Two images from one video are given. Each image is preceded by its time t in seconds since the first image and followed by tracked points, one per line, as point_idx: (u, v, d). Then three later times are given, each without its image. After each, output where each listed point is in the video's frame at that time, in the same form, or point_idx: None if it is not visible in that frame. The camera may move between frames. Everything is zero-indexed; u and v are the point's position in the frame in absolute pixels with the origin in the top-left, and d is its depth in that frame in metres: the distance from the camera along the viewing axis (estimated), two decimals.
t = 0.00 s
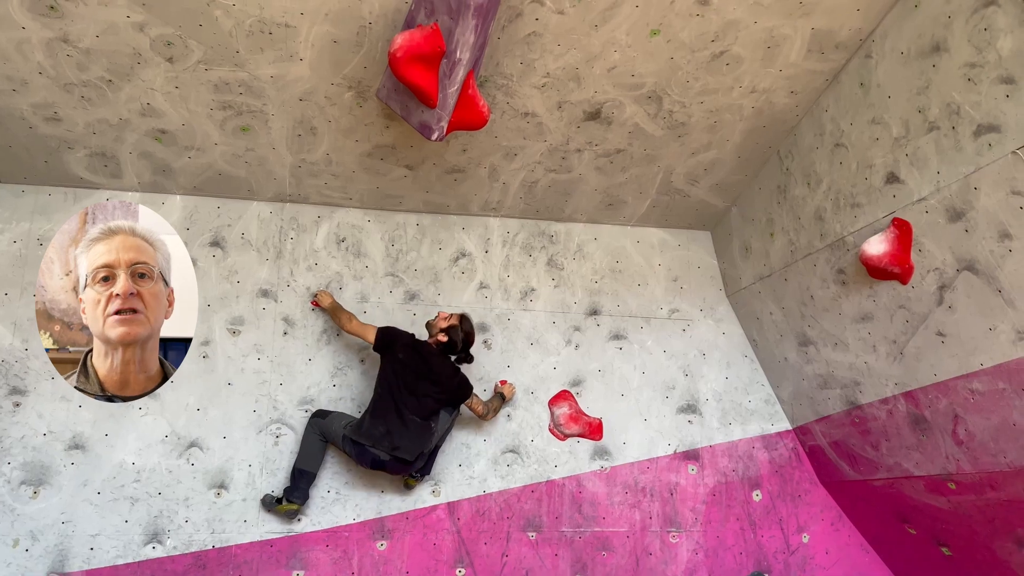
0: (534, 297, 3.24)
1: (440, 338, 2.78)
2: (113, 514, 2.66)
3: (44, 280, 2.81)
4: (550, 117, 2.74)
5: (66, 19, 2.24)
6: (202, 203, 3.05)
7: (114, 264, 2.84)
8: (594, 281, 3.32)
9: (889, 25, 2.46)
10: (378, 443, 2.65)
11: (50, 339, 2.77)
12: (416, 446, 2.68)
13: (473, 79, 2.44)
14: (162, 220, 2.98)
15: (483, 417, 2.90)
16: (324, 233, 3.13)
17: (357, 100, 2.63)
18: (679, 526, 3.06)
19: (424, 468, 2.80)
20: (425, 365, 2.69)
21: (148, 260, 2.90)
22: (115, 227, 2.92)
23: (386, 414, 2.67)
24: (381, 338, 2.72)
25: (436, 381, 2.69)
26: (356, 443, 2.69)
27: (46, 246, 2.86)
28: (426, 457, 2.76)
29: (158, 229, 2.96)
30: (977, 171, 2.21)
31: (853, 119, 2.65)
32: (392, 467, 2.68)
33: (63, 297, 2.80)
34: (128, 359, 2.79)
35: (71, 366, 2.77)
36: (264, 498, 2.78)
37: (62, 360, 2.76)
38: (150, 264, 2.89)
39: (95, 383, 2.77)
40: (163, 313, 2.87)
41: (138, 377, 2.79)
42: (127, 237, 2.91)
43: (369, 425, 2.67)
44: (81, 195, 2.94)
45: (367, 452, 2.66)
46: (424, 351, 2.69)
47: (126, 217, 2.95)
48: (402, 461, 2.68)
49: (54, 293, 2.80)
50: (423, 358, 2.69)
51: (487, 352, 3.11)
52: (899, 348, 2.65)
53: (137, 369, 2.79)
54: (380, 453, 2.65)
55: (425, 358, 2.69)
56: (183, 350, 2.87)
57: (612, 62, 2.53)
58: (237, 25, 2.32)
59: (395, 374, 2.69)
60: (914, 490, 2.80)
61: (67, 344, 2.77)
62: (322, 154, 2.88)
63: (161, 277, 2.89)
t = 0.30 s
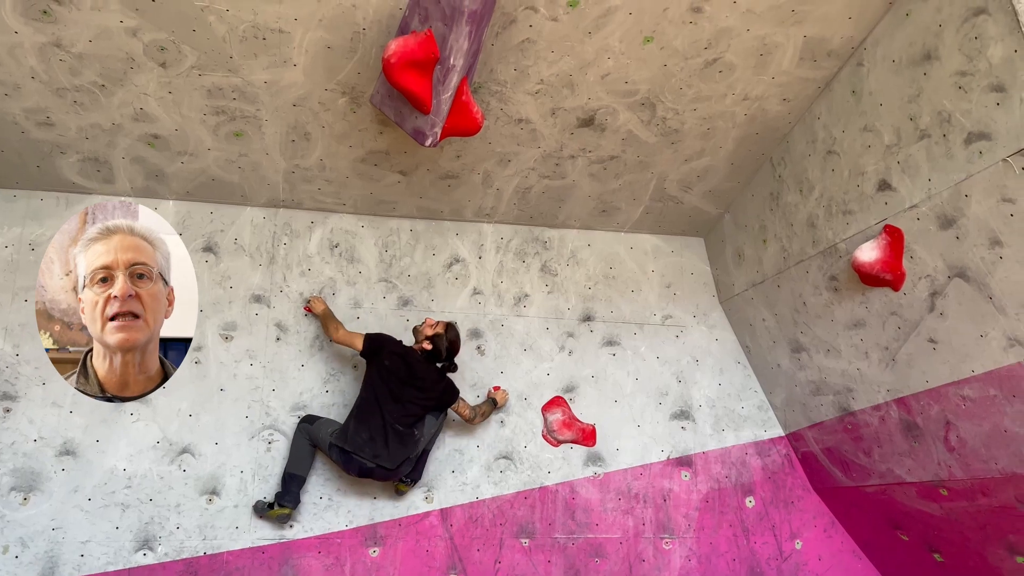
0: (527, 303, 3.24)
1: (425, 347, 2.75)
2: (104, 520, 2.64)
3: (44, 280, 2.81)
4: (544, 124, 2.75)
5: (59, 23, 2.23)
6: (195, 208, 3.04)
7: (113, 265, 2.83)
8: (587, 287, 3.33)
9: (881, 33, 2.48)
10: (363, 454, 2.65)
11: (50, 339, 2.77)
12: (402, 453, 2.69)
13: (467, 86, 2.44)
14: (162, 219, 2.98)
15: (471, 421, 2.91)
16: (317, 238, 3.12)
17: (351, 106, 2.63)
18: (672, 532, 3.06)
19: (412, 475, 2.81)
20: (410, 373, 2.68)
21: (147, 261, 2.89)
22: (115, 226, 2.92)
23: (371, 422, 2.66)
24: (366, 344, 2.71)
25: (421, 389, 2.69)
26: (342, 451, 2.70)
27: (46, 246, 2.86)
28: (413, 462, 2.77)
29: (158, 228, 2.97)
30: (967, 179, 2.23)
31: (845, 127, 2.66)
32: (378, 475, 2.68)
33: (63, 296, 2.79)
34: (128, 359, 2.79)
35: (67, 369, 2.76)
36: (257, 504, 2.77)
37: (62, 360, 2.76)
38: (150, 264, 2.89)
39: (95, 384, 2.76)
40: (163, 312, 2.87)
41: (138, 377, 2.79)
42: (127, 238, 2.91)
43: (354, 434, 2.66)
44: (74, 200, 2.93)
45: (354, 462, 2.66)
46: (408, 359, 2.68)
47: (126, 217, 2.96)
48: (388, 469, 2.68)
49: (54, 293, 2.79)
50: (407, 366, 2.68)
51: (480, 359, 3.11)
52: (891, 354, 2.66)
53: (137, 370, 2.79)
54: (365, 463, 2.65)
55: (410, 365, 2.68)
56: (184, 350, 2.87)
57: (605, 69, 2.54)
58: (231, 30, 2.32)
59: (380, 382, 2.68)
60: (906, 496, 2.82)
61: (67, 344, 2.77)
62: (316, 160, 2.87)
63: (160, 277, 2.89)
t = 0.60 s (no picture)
0: (520, 306, 3.24)
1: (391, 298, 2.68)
2: (94, 524, 2.63)
3: (44, 280, 2.81)
4: (537, 127, 2.75)
5: (51, 25, 2.23)
6: (187, 210, 3.03)
7: (112, 264, 2.82)
8: (580, 291, 3.33)
9: (872, 38, 2.49)
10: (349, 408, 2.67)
11: (49, 339, 2.76)
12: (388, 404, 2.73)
13: (460, 89, 2.45)
14: (162, 220, 2.98)
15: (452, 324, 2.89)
16: (310, 241, 3.12)
17: (343, 108, 2.63)
18: (665, 536, 3.06)
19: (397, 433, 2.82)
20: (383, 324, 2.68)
21: (146, 260, 2.88)
22: (115, 226, 2.91)
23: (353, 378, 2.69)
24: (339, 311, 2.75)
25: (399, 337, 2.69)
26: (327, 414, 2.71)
27: (47, 245, 2.86)
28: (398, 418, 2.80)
29: (158, 228, 2.96)
30: (958, 183, 2.24)
31: (836, 131, 2.67)
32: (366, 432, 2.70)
33: (63, 297, 2.79)
34: (127, 358, 2.79)
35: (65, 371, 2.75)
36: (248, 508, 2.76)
37: (62, 360, 2.76)
38: (149, 263, 2.88)
39: (95, 383, 2.76)
40: (162, 312, 2.86)
41: (137, 377, 2.79)
42: (126, 237, 2.90)
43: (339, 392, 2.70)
44: (65, 202, 2.92)
45: (339, 417, 2.68)
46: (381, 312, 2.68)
47: (126, 218, 2.95)
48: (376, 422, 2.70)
49: (54, 293, 2.79)
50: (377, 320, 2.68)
51: (473, 362, 3.11)
52: (883, 358, 2.67)
53: (137, 370, 2.79)
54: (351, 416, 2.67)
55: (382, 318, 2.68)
56: (184, 349, 2.87)
57: (598, 73, 2.55)
58: (223, 33, 2.32)
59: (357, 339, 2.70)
60: (897, 499, 2.83)
61: (67, 344, 2.76)
62: (308, 163, 2.87)
63: (159, 276, 2.88)
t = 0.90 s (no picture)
0: (514, 308, 3.24)
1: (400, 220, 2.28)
2: (86, 527, 2.62)
3: (44, 280, 2.82)
4: (530, 129, 2.75)
5: (42, 26, 2.22)
6: (180, 212, 3.02)
7: (112, 267, 2.85)
8: (573, 293, 3.33)
9: (864, 42, 2.50)
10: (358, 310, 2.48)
11: (50, 339, 2.77)
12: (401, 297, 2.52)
13: (453, 91, 2.45)
14: (162, 220, 2.99)
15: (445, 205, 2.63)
16: (303, 243, 3.11)
17: (337, 111, 2.63)
18: (658, 538, 3.06)
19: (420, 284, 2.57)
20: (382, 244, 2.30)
21: (146, 262, 2.91)
22: (114, 227, 2.92)
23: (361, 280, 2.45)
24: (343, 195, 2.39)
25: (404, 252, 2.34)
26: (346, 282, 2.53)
27: (47, 244, 2.86)
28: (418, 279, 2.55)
29: (158, 228, 2.97)
30: (949, 186, 2.25)
31: (829, 134, 2.68)
32: (374, 342, 2.52)
33: (63, 297, 2.81)
34: (128, 358, 2.80)
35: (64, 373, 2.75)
36: (241, 511, 2.75)
37: (62, 360, 2.76)
38: (149, 265, 2.91)
39: (95, 382, 2.76)
40: (163, 312, 2.88)
41: (138, 376, 2.80)
42: (125, 239, 2.91)
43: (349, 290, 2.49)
44: (56, 204, 2.91)
45: (346, 323, 2.49)
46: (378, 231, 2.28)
47: (125, 218, 2.94)
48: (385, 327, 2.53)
49: (54, 293, 2.80)
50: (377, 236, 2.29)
51: (467, 364, 3.11)
52: (875, 360, 2.68)
53: (137, 369, 2.80)
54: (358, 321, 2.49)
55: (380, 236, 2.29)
56: (184, 349, 2.88)
57: (591, 76, 2.55)
58: (216, 34, 2.31)
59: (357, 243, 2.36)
60: (889, 502, 2.84)
61: (67, 344, 2.77)
62: (301, 165, 2.87)
63: (159, 278, 2.91)
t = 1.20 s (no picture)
0: (508, 311, 3.24)
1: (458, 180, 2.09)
2: (78, 531, 2.61)
3: (44, 279, 2.82)
4: (525, 133, 2.75)
5: (35, 29, 2.21)
6: (174, 215, 3.02)
7: (113, 270, 2.85)
8: (568, 296, 3.33)
9: (856, 46, 2.51)
10: (400, 297, 2.08)
11: (50, 339, 2.77)
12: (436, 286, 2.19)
13: (447, 95, 2.42)
14: (162, 220, 2.99)
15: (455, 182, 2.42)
16: (297, 246, 3.11)
17: (331, 114, 2.62)
18: (652, 541, 3.06)
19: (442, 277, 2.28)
20: (440, 215, 2.01)
21: (147, 264, 2.90)
22: (114, 227, 2.91)
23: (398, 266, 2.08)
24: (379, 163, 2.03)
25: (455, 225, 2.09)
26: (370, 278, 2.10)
27: (47, 245, 2.86)
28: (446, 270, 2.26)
29: (159, 228, 2.97)
30: (941, 190, 2.26)
31: (822, 138, 2.69)
32: (419, 336, 2.14)
33: (63, 297, 2.81)
34: (128, 360, 2.80)
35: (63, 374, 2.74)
36: (235, 515, 2.74)
37: (62, 360, 2.76)
38: (151, 268, 2.90)
39: (95, 383, 2.76)
40: (163, 313, 2.88)
41: (137, 377, 2.80)
42: (126, 239, 2.91)
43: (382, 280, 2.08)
44: (50, 207, 2.90)
45: (387, 313, 2.07)
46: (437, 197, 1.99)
47: (125, 218, 2.94)
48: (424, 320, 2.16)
49: (54, 293, 2.80)
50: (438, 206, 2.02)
51: (461, 367, 3.11)
52: (868, 363, 2.69)
53: (137, 371, 2.80)
54: (403, 310, 2.08)
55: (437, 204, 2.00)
56: (183, 349, 2.88)
57: (585, 79, 2.56)
58: (210, 38, 2.31)
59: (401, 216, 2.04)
60: (882, 504, 2.86)
61: (67, 344, 2.76)
62: (296, 167, 2.86)
63: (160, 279, 2.90)
